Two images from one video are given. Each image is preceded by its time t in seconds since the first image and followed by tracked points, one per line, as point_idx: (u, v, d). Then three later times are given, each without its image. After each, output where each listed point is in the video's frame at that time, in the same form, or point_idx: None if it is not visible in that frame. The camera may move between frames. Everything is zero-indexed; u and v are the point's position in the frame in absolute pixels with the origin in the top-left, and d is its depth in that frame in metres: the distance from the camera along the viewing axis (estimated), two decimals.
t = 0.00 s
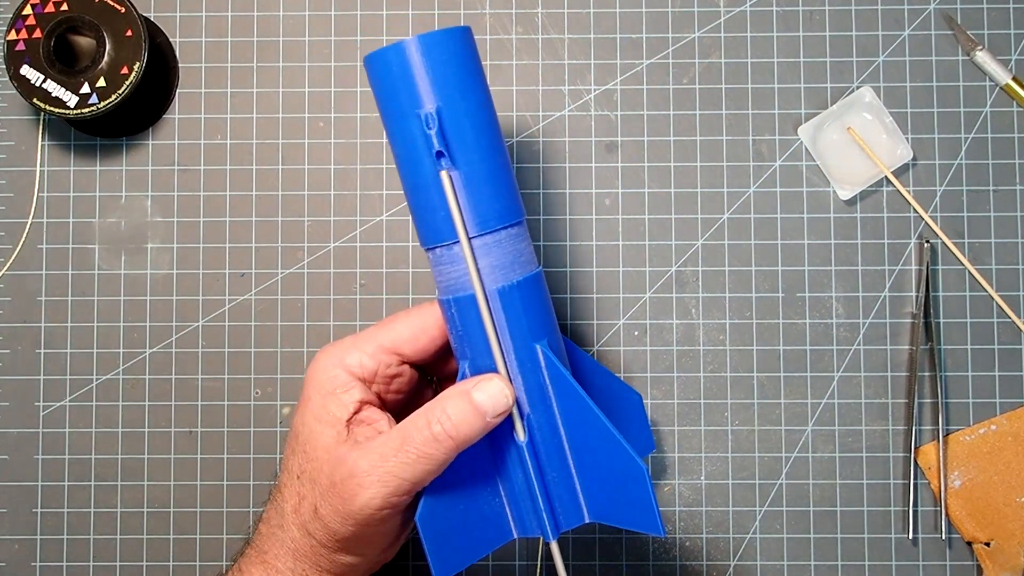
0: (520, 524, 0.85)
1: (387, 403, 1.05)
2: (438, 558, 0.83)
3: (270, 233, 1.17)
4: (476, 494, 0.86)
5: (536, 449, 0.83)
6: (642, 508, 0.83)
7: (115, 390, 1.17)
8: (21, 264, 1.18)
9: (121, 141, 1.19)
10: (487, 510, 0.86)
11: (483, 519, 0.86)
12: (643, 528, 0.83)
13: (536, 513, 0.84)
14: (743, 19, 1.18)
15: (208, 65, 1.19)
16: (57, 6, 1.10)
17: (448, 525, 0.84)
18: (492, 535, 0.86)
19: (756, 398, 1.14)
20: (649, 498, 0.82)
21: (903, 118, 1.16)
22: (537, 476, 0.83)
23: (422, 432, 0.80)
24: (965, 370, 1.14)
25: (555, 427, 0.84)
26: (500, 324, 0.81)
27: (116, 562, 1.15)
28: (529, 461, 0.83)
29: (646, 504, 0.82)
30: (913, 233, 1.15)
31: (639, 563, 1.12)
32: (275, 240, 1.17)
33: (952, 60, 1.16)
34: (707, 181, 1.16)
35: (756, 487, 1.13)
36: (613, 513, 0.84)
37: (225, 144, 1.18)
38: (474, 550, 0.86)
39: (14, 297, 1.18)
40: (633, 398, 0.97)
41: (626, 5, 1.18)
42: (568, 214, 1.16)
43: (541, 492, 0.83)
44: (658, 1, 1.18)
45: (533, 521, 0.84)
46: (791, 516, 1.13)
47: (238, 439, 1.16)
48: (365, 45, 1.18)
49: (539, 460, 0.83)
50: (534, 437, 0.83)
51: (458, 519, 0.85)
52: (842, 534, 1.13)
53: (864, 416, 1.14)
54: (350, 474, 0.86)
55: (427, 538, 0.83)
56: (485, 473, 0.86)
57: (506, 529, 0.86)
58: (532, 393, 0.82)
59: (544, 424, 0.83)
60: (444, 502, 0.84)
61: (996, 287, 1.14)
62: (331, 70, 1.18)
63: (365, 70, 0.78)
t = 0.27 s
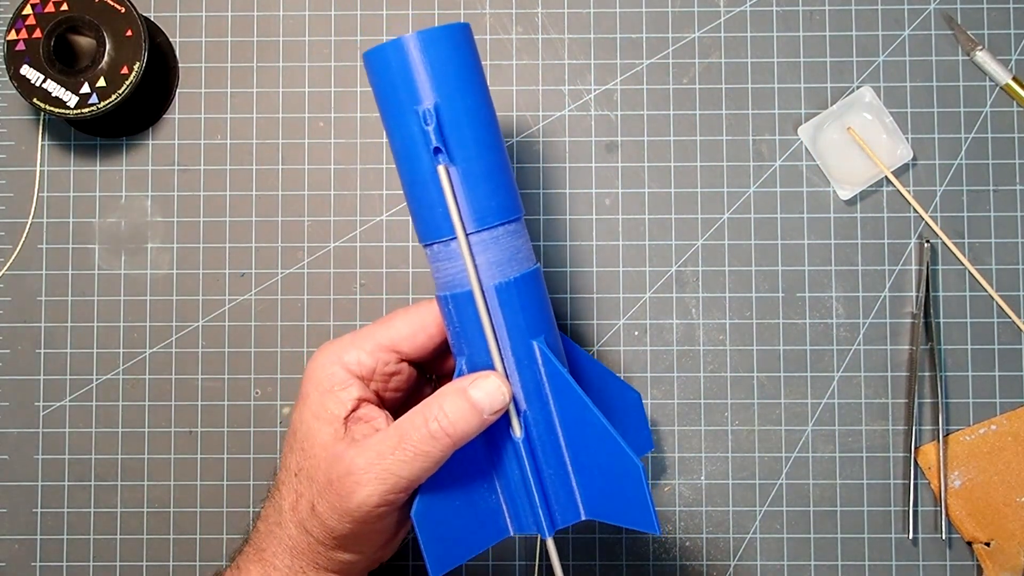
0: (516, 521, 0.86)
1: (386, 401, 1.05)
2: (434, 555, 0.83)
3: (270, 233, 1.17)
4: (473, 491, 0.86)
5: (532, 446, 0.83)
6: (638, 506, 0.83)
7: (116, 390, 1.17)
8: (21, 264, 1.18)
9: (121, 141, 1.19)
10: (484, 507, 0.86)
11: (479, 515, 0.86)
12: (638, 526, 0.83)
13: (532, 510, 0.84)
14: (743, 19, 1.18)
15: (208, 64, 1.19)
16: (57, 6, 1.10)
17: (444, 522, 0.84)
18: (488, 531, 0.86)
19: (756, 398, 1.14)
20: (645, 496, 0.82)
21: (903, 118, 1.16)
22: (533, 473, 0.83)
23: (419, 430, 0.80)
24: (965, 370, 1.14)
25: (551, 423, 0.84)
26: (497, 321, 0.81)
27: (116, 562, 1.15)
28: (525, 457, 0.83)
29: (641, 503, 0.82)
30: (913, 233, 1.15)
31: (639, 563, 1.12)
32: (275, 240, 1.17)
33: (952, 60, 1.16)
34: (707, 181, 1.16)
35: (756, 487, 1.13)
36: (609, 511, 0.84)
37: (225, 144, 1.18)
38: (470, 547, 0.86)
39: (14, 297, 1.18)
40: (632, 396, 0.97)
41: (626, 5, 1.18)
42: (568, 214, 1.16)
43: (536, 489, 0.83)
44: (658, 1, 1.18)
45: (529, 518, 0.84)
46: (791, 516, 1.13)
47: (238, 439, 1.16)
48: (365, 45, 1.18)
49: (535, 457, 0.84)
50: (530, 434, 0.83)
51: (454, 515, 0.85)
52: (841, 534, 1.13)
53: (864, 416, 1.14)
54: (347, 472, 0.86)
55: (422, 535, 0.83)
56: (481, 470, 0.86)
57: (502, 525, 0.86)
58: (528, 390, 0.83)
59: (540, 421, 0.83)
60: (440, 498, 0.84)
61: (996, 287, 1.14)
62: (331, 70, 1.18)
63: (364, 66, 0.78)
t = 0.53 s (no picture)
0: (515, 525, 0.85)
1: (385, 401, 1.05)
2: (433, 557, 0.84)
3: (270, 233, 1.17)
4: (472, 495, 0.86)
5: (533, 451, 0.83)
6: (638, 511, 0.83)
7: (115, 390, 1.17)
8: (21, 264, 1.18)
9: (121, 141, 1.19)
10: (483, 511, 0.86)
11: (478, 520, 0.86)
12: (638, 531, 0.83)
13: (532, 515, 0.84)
14: (743, 19, 1.18)
15: (208, 64, 1.19)
16: (57, 6, 1.10)
17: (443, 525, 0.84)
18: (487, 536, 0.86)
19: (756, 398, 1.14)
20: (645, 502, 0.82)
21: (903, 118, 1.16)
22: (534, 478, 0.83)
23: (421, 432, 0.80)
24: (965, 370, 1.14)
25: (552, 428, 0.84)
26: (498, 325, 0.81)
27: (116, 562, 1.15)
28: (526, 462, 0.83)
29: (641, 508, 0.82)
30: (913, 233, 1.15)
31: (639, 563, 1.12)
32: (275, 240, 1.17)
33: (952, 60, 1.16)
34: (707, 181, 1.16)
35: (756, 486, 1.13)
36: (608, 516, 0.84)
37: (225, 144, 1.18)
38: (469, 550, 0.86)
39: (14, 297, 1.18)
40: (632, 400, 0.98)
41: (626, 5, 1.18)
42: (568, 214, 1.16)
43: (537, 494, 0.83)
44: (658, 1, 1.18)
45: (528, 522, 0.84)
46: (791, 516, 1.13)
47: (238, 439, 1.16)
48: (365, 45, 1.18)
49: (535, 462, 0.84)
50: (530, 439, 0.83)
51: (453, 519, 0.85)
52: (841, 534, 1.12)
53: (864, 416, 1.13)
54: (346, 472, 0.86)
55: (422, 536, 0.83)
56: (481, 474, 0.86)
57: (502, 528, 0.86)
58: (530, 395, 0.83)
59: (541, 426, 0.83)
60: (439, 501, 0.84)
61: (996, 287, 1.14)
62: (331, 70, 1.18)
63: (369, 69, 0.78)
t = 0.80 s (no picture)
0: (505, 542, 0.86)
1: (387, 406, 1.05)
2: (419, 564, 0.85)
3: (270, 233, 1.17)
4: (466, 511, 0.85)
5: (530, 476, 0.83)
6: (628, 545, 0.84)
7: (116, 390, 1.17)
8: (21, 264, 1.18)
9: (121, 141, 1.19)
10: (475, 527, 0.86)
11: (470, 537, 0.86)
12: (624, 563, 0.84)
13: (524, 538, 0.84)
14: (743, 19, 1.18)
15: (208, 64, 1.19)
16: (57, 6, 1.10)
17: (435, 537, 0.84)
18: (477, 552, 0.86)
19: (756, 398, 1.14)
20: (637, 538, 0.83)
21: (904, 118, 1.16)
22: (529, 503, 0.83)
23: (422, 446, 0.80)
24: (965, 370, 1.14)
25: (551, 454, 0.84)
26: (508, 347, 0.80)
27: (116, 562, 1.15)
28: (523, 487, 0.83)
29: (632, 543, 0.83)
30: (913, 233, 1.15)
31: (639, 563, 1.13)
32: (275, 240, 1.17)
33: (952, 60, 1.16)
34: (707, 181, 1.16)
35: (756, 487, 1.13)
36: (596, 544, 0.86)
37: (225, 144, 1.18)
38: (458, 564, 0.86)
39: (14, 297, 1.18)
40: (630, 425, 0.99)
41: (626, 5, 1.18)
42: (568, 214, 1.16)
43: (530, 519, 0.83)
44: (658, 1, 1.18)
45: (518, 543, 0.85)
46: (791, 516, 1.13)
47: (238, 439, 1.16)
48: (365, 45, 1.18)
49: (532, 487, 0.84)
50: (530, 463, 0.83)
51: (446, 533, 0.85)
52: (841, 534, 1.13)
53: (864, 416, 1.13)
54: (344, 480, 0.86)
55: (410, 546, 0.84)
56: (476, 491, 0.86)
57: (492, 546, 0.87)
58: (533, 420, 0.82)
59: (541, 452, 0.83)
60: (433, 514, 0.84)
61: (996, 287, 1.14)
62: (331, 70, 1.18)
63: (404, 73, 0.76)
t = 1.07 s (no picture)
0: (474, 546, 0.84)
1: (375, 400, 1.04)
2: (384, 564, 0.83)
3: (270, 233, 1.17)
4: (437, 511, 0.84)
5: (502, 478, 0.82)
6: (595, 561, 0.80)
7: (115, 390, 1.17)
8: (21, 264, 1.18)
9: (121, 141, 1.19)
10: (443, 529, 0.84)
11: (439, 537, 0.84)
12: None
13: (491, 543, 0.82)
14: (743, 20, 1.18)
15: (208, 64, 1.19)
16: (57, 6, 1.10)
17: (402, 535, 0.83)
18: (444, 554, 0.84)
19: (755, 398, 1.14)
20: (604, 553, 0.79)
21: (904, 118, 1.16)
22: (499, 507, 0.81)
23: (391, 435, 0.81)
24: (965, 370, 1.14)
25: (526, 459, 0.82)
26: (489, 343, 0.80)
27: (116, 562, 1.15)
28: (494, 488, 0.81)
29: (599, 559, 0.80)
30: (913, 233, 1.15)
31: (639, 563, 1.13)
32: (275, 240, 1.17)
33: (952, 60, 1.16)
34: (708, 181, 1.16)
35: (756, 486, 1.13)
36: (565, 557, 0.82)
37: (225, 144, 1.18)
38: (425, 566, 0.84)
39: (14, 297, 1.18)
40: (622, 444, 0.91)
41: (626, 5, 1.18)
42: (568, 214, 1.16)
43: (498, 523, 0.81)
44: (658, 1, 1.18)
45: (485, 548, 0.83)
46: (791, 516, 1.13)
47: (238, 439, 1.16)
48: (365, 45, 1.18)
49: (504, 491, 0.82)
50: (503, 466, 0.82)
51: (414, 532, 0.83)
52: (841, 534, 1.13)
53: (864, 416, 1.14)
54: (314, 463, 0.86)
55: (375, 540, 0.82)
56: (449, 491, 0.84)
57: (461, 548, 0.85)
58: (509, 420, 0.81)
59: (515, 455, 0.82)
60: (400, 509, 0.83)
61: (996, 287, 1.14)
62: (331, 70, 1.18)
63: (407, 68, 0.78)
